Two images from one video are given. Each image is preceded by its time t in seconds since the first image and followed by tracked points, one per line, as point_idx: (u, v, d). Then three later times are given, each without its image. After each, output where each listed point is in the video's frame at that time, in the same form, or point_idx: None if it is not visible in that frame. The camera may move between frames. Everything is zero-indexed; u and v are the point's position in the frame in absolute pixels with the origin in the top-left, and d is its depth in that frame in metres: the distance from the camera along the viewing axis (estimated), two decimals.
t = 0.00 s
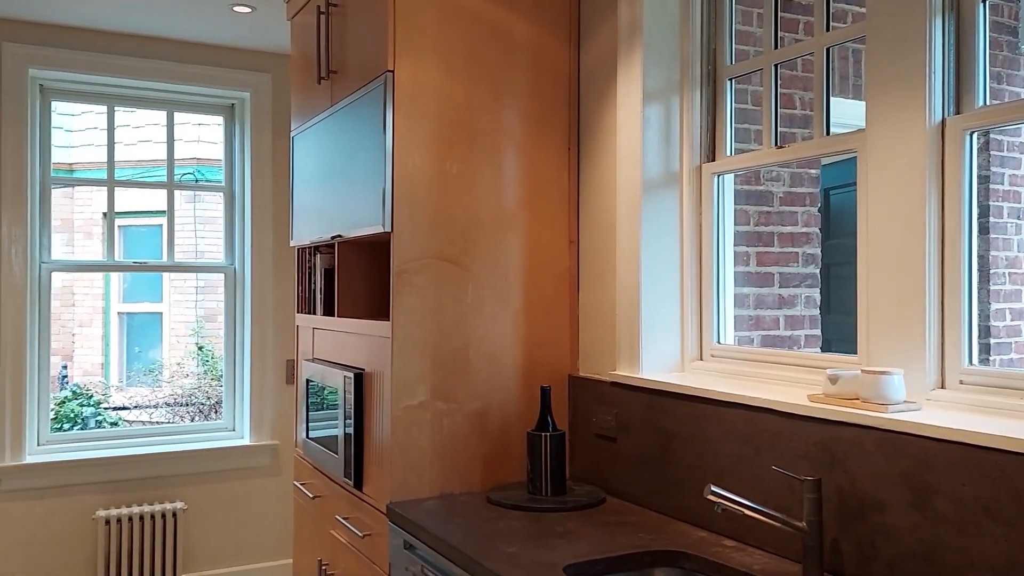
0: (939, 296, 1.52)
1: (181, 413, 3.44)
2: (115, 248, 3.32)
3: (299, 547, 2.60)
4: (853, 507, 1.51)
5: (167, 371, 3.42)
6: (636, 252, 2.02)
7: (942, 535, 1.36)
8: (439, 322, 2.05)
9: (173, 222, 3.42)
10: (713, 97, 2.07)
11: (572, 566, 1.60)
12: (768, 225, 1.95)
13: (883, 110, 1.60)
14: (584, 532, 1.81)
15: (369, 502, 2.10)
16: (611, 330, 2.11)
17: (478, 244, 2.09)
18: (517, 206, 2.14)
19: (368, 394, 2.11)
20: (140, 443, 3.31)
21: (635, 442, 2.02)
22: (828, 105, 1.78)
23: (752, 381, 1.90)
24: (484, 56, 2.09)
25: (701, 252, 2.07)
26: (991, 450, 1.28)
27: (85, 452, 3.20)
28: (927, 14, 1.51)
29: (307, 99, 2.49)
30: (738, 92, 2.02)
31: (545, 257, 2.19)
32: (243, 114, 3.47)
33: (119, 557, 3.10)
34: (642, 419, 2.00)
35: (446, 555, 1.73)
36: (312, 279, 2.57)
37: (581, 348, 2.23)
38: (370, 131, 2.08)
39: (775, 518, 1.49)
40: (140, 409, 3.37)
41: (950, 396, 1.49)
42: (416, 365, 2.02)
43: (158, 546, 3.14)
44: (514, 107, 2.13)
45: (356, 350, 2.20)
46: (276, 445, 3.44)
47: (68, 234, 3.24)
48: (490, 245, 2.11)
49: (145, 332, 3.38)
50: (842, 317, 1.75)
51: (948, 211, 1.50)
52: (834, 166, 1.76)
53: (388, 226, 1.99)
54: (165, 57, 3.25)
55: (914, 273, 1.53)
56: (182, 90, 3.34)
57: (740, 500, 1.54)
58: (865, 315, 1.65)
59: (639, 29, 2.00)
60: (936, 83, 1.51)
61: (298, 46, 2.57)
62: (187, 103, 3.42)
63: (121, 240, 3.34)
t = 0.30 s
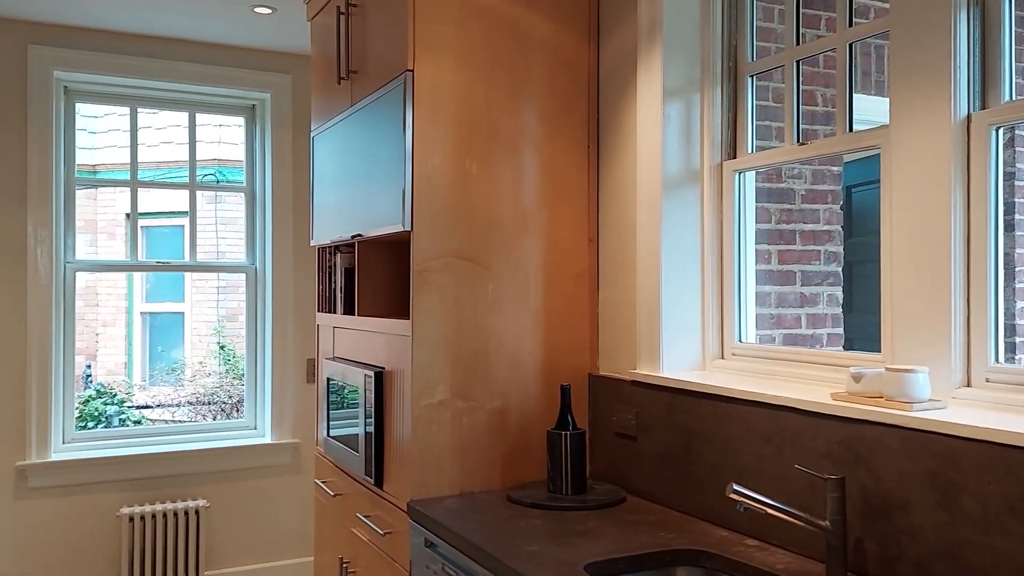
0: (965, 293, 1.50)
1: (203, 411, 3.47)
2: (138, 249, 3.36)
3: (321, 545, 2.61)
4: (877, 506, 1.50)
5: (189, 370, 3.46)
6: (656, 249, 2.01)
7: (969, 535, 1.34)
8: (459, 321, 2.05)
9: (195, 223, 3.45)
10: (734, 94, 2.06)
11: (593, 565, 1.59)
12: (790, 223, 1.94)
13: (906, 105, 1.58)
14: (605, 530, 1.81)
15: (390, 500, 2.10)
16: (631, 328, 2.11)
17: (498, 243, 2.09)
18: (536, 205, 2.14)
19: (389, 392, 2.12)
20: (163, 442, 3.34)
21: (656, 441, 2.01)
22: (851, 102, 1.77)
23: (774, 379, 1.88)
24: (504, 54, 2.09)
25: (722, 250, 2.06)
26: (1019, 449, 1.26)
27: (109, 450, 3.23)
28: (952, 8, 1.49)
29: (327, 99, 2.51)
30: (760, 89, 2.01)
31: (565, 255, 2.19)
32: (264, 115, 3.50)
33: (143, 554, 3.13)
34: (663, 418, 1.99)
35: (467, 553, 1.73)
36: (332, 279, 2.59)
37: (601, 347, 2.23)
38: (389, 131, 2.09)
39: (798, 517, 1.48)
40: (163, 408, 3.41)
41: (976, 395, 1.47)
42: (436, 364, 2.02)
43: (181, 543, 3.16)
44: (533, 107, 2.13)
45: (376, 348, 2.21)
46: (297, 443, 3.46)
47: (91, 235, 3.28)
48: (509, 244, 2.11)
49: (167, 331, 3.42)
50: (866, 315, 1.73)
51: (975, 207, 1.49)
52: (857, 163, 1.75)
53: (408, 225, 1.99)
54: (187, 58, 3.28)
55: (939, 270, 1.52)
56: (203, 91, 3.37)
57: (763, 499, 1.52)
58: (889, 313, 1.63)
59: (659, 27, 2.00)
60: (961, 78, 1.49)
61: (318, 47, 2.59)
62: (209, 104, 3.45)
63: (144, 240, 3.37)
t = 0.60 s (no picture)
0: (991, 289, 1.48)
1: (224, 409, 3.50)
2: (160, 248, 3.39)
3: (340, 542, 2.62)
4: (902, 505, 1.48)
5: (210, 369, 3.48)
6: (677, 247, 2.00)
7: (996, 534, 1.32)
8: (479, 319, 2.05)
9: (216, 222, 3.48)
10: (755, 90, 2.05)
11: (614, 563, 1.59)
12: (812, 221, 1.92)
13: (930, 99, 1.56)
14: (625, 528, 1.80)
15: (410, 498, 2.11)
16: (651, 326, 2.10)
17: (517, 241, 2.09)
18: (556, 203, 2.14)
19: (408, 389, 2.12)
20: (185, 439, 3.37)
21: (677, 439, 2.00)
22: (874, 99, 1.75)
23: (796, 377, 1.87)
24: (523, 52, 2.09)
25: (743, 247, 2.05)
26: None
27: (132, 447, 3.27)
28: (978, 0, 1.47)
29: (347, 98, 2.52)
30: (781, 86, 2.00)
31: (585, 253, 2.19)
32: (284, 115, 3.52)
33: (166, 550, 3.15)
34: (684, 416, 1.98)
35: (487, 550, 1.73)
36: (352, 277, 2.60)
37: (620, 345, 2.22)
38: (409, 129, 2.10)
39: (822, 516, 1.46)
40: (185, 406, 3.44)
41: (1003, 393, 1.45)
42: (456, 361, 2.02)
43: (203, 540, 3.18)
44: (553, 105, 2.13)
45: (396, 346, 2.22)
46: (317, 441, 3.48)
47: (114, 235, 3.31)
48: (529, 242, 2.11)
49: (188, 330, 3.44)
50: (889, 312, 1.71)
51: (1001, 203, 1.47)
52: (880, 161, 1.73)
53: (428, 223, 2.00)
54: (208, 59, 3.31)
55: (965, 267, 1.50)
56: (223, 91, 3.40)
57: (786, 497, 1.51)
58: (914, 310, 1.61)
59: (680, 23, 1.99)
60: (988, 72, 1.47)
61: (338, 47, 2.60)
62: (230, 104, 3.47)
63: (165, 240, 3.40)
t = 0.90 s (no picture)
0: (1018, 286, 1.46)
1: (244, 407, 3.52)
2: (180, 247, 3.42)
3: (359, 540, 2.63)
4: (926, 504, 1.46)
5: (230, 367, 3.51)
6: (697, 243, 1.99)
7: (1022, 534, 1.30)
8: (497, 316, 2.05)
9: (236, 221, 3.50)
10: (776, 86, 2.04)
11: (633, 561, 1.58)
12: (833, 218, 1.90)
13: (954, 93, 1.55)
14: (645, 527, 1.79)
15: (429, 495, 2.11)
16: (670, 324, 2.09)
17: (535, 239, 2.09)
18: (574, 200, 2.13)
19: (427, 386, 2.13)
20: (205, 436, 3.39)
21: (696, 438, 1.99)
22: (897, 95, 1.72)
23: (817, 375, 1.85)
24: (542, 49, 2.09)
25: (764, 244, 2.03)
26: None
27: (153, 444, 3.30)
28: None
29: (366, 97, 2.53)
30: (803, 82, 1.98)
31: (604, 250, 2.18)
32: (303, 114, 3.54)
33: (187, 546, 3.18)
34: (703, 414, 1.97)
35: (506, 547, 1.73)
36: (370, 275, 2.60)
37: (639, 343, 2.21)
38: (428, 127, 2.10)
39: (844, 514, 1.45)
40: (205, 404, 3.46)
41: None
42: (475, 358, 2.02)
43: (223, 536, 3.21)
44: (572, 102, 2.13)
45: (414, 344, 2.22)
46: (336, 438, 3.49)
47: (135, 234, 3.34)
48: (548, 239, 2.10)
49: (208, 328, 3.47)
50: (913, 310, 1.69)
51: None
52: (901, 158, 1.71)
53: (446, 220, 2.00)
54: (227, 58, 3.34)
55: (990, 263, 1.48)
56: (243, 90, 3.42)
57: (807, 495, 1.50)
58: (938, 308, 1.59)
59: (700, 20, 1.98)
60: (1013, 65, 1.45)
61: (357, 45, 2.61)
62: (249, 104, 3.50)
63: (185, 239, 3.43)
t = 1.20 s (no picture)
0: None
1: (263, 404, 3.54)
2: (200, 245, 3.44)
3: (377, 536, 2.64)
4: (950, 503, 1.45)
5: (249, 364, 3.53)
6: (717, 240, 1.97)
7: None
8: (516, 313, 2.05)
9: (255, 219, 3.52)
10: (797, 81, 2.02)
11: (653, 558, 1.57)
12: (855, 214, 1.88)
13: (979, 86, 1.52)
14: (664, 524, 1.78)
15: (447, 491, 2.11)
16: (689, 321, 2.08)
17: (554, 235, 2.08)
18: (594, 197, 2.13)
19: (445, 383, 2.13)
20: (224, 433, 3.42)
21: (716, 436, 1.98)
22: (921, 90, 1.70)
23: (840, 373, 1.83)
24: (562, 46, 2.09)
25: (785, 241, 2.02)
26: None
27: (173, 440, 3.32)
28: None
29: (384, 94, 2.53)
30: (824, 77, 1.96)
31: (623, 247, 2.17)
32: (322, 112, 3.55)
33: (207, 541, 3.20)
34: (724, 412, 1.96)
35: (525, 544, 1.73)
36: (389, 272, 2.61)
37: (658, 340, 2.20)
38: (447, 124, 2.10)
39: (867, 513, 1.43)
40: (225, 400, 3.49)
41: None
42: (493, 355, 2.02)
43: (243, 532, 3.23)
44: (591, 99, 2.12)
45: (433, 340, 2.22)
46: (355, 435, 3.51)
47: (156, 232, 3.37)
48: (567, 236, 2.10)
49: (228, 326, 3.49)
50: (937, 307, 1.67)
51: None
52: (925, 154, 1.69)
53: (464, 217, 1.99)
54: (247, 57, 3.36)
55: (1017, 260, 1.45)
56: (262, 88, 3.44)
57: (829, 493, 1.48)
58: (963, 305, 1.57)
59: (720, 15, 1.97)
60: None
61: (375, 43, 2.62)
62: (268, 102, 3.52)
63: (205, 237, 3.45)
